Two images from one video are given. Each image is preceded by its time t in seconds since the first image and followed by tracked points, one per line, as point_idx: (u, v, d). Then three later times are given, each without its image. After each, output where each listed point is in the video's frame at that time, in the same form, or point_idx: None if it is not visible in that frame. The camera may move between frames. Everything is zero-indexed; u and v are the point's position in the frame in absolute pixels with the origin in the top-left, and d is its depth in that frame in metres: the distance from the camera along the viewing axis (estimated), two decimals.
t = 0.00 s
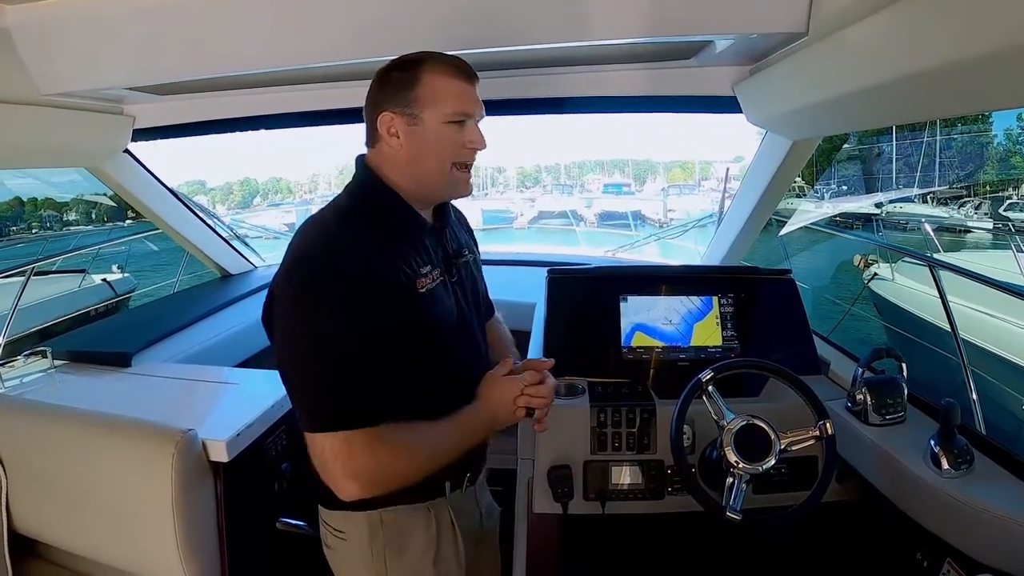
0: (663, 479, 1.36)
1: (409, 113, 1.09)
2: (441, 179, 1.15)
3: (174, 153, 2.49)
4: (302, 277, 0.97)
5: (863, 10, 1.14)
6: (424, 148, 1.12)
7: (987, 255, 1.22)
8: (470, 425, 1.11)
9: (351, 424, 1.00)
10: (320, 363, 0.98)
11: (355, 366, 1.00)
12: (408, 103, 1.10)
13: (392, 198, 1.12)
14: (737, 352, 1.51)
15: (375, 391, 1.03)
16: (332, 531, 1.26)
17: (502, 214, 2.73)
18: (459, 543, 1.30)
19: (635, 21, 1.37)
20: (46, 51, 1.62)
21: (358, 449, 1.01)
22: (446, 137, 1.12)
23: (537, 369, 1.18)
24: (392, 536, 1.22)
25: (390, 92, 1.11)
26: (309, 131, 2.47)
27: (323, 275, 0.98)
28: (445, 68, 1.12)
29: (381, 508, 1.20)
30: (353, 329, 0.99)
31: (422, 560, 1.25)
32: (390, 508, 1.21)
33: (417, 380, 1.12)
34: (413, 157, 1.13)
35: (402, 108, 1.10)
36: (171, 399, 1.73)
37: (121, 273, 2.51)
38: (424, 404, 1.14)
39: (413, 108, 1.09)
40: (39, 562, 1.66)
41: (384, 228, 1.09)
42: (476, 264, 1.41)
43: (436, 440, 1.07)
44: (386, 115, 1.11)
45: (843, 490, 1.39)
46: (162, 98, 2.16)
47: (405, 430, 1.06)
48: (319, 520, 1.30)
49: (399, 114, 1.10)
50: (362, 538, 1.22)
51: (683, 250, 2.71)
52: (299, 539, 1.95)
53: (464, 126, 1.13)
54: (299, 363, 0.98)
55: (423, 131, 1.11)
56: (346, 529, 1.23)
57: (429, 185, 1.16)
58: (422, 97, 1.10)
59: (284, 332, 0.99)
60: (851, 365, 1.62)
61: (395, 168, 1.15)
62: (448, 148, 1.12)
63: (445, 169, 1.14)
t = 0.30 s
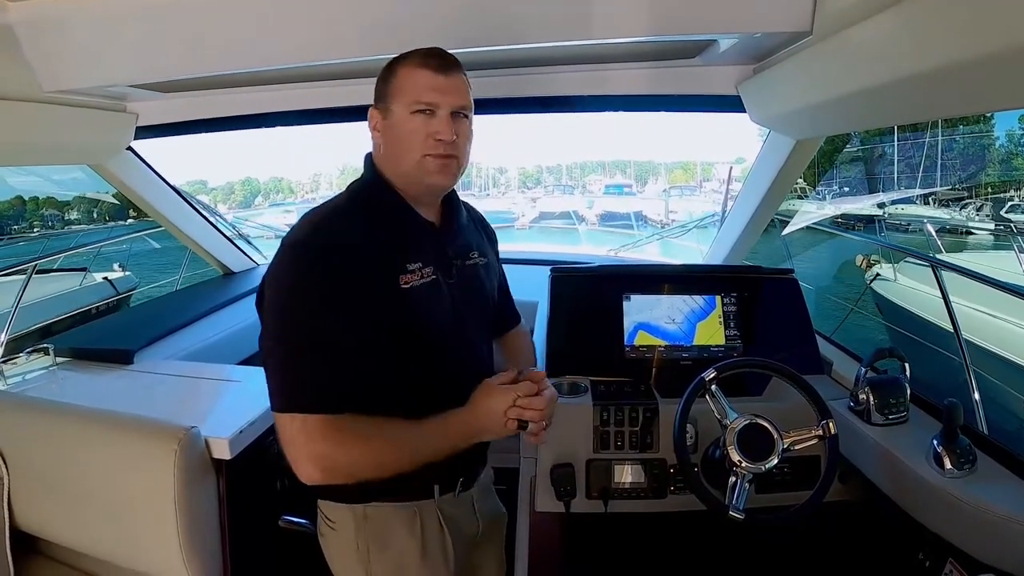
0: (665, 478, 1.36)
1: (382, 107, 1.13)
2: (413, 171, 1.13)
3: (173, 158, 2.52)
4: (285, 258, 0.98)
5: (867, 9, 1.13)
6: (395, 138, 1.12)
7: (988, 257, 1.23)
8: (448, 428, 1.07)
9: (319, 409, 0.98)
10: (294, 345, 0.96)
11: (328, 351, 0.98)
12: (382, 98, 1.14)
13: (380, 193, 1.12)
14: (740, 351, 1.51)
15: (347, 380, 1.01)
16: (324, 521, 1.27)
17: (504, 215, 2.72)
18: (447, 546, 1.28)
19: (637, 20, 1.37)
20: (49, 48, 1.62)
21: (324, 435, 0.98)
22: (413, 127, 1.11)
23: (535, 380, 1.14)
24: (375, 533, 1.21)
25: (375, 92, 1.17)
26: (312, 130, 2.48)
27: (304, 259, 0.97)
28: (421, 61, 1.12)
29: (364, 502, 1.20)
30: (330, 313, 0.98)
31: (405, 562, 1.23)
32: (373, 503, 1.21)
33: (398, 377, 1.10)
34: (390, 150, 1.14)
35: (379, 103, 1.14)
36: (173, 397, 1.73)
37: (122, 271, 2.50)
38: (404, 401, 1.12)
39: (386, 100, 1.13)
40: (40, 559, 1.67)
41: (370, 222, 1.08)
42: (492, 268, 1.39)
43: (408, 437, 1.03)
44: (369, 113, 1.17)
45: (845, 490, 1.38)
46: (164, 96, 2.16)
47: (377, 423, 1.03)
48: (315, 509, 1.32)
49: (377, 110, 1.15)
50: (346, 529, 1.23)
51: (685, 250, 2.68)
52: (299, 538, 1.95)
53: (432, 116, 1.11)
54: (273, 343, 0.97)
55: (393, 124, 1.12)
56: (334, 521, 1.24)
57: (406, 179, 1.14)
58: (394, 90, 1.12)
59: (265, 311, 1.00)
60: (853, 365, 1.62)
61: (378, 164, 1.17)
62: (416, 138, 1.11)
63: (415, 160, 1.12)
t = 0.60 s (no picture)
0: (665, 477, 1.37)
1: (377, 107, 1.14)
2: (407, 172, 1.13)
3: (179, 160, 2.55)
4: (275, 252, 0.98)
5: (868, 9, 1.13)
6: (388, 138, 1.13)
7: (988, 257, 1.23)
8: (429, 435, 1.07)
9: (301, 403, 0.96)
10: (278, 340, 0.95)
11: (312, 345, 0.97)
12: (377, 98, 1.15)
13: (372, 194, 1.12)
14: (740, 351, 1.51)
15: (331, 376, 1.00)
16: (317, 519, 1.27)
17: (504, 215, 2.71)
18: (437, 547, 1.28)
19: (637, 19, 1.37)
20: (50, 47, 1.62)
21: (301, 430, 0.96)
22: (406, 128, 1.11)
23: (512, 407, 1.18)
24: (365, 532, 1.21)
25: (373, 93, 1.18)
26: (312, 130, 2.48)
27: (294, 254, 0.97)
28: (415, 60, 1.12)
29: (354, 500, 1.20)
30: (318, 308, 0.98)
31: (394, 562, 1.23)
32: (364, 501, 1.21)
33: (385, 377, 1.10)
34: (385, 150, 1.15)
35: (374, 104, 1.15)
36: (173, 396, 1.73)
37: (121, 270, 2.50)
38: (389, 402, 1.11)
39: (380, 101, 1.14)
40: (39, 558, 1.67)
41: (360, 222, 1.08)
42: (491, 272, 1.39)
43: (387, 441, 1.02)
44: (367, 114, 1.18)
45: (845, 490, 1.41)
46: (164, 95, 2.16)
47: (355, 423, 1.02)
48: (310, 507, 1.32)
49: (373, 111, 1.16)
50: (338, 527, 1.23)
51: (686, 250, 2.69)
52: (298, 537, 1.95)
53: (425, 116, 1.11)
54: (257, 335, 0.96)
55: (387, 124, 1.13)
56: (325, 519, 1.24)
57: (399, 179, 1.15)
58: (387, 90, 1.13)
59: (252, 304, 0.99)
60: (853, 364, 1.62)
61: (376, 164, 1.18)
62: (408, 139, 1.11)
63: (408, 161, 1.12)
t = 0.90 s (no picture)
0: (669, 477, 1.37)
1: (375, 110, 1.13)
2: (407, 175, 1.12)
3: (185, 161, 2.56)
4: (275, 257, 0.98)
5: (871, 11, 1.14)
6: (387, 141, 1.12)
7: (990, 257, 1.23)
8: (438, 437, 1.06)
9: (307, 409, 0.96)
10: (281, 348, 0.95)
11: (315, 349, 0.97)
12: (375, 100, 1.14)
13: (371, 196, 1.13)
14: (743, 352, 1.51)
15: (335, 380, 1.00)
16: (321, 521, 1.27)
17: (506, 216, 2.67)
18: (441, 547, 1.28)
19: (640, 20, 1.37)
20: (54, 47, 1.62)
21: (309, 437, 0.97)
22: (405, 131, 1.10)
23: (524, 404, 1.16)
24: (371, 533, 1.21)
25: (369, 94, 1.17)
26: (315, 131, 2.49)
27: (294, 257, 0.97)
28: (413, 62, 1.11)
29: (359, 502, 1.20)
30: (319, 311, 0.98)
31: (398, 563, 1.23)
32: (369, 503, 1.21)
33: (387, 377, 1.10)
34: (384, 153, 1.14)
35: (372, 106, 1.14)
36: (176, 396, 1.73)
37: (124, 270, 2.51)
38: (392, 403, 1.12)
39: (378, 103, 1.13)
40: (42, 557, 1.67)
41: (360, 223, 1.08)
42: (490, 272, 1.40)
43: (394, 445, 1.03)
44: (364, 115, 1.17)
45: (848, 491, 1.40)
46: (167, 95, 2.16)
47: (362, 427, 1.02)
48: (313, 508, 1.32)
49: (371, 114, 1.16)
50: (342, 529, 1.23)
51: (689, 251, 2.69)
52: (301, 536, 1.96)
53: (425, 119, 1.10)
54: (260, 340, 0.97)
55: (386, 127, 1.12)
56: (329, 520, 1.25)
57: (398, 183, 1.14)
58: (386, 93, 1.12)
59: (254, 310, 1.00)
60: (856, 364, 1.63)
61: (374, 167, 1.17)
62: (409, 142, 1.10)
63: (408, 164, 1.11)
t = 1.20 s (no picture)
0: (671, 476, 1.37)
1: (404, 111, 1.09)
2: (438, 178, 1.15)
3: (185, 158, 2.53)
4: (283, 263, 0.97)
5: (873, 10, 1.14)
6: (418, 145, 1.11)
7: (993, 255, 1.23)
8: (450, 436, 1.10)
9: (325, 419, 0.97)
10: (295, 358, 0.95)
11: (327, 355, 0.97)
12: (403, 101, 1.09)
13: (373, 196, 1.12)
14: (745, 351, 1.52)
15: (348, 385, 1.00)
16: (330, 524, 1.26)
17: (507, 214, 2.72)
18: (452, 545, 1.29)
19: (642, 19, 1.37)
20: (57, 47, 1.63)
21: (330, 447, 0.98)
22: (441, 136, 1.11)
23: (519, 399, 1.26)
24: (383, 534, 1.21)
25: (385, 91, 1.11)
26: (317, 129, 2.49)
27: (300, 261, 0.96)
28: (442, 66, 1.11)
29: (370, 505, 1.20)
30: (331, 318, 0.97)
31: (411, 562, 1.24)
32: (381, 504, 1.20)
33: (398, 379, 1.11)
34: (411, 155, 1.12)
35: (397, 106, 1.10)
36: (179, 395, 1.74)
37: (126, 269, 2.51)
38: (404, 403, 1.13)
39: (409, 104, 1.09)
40: (45, 556, 1.67)
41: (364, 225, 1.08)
42: (484, 267, 1.41)
43: (408, 447, 1.05)
44: (380, 113, 1.11)
45: (850, 490, 1.40)
46: (170, 95, 2.16)
47: (379, 432, 1.04)
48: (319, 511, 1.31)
49: (394, 112, 1.10)
50: (353, 531, 1.22)
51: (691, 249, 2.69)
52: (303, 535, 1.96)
53: (459, 125, 1.12)
54: (273, 351, 0.96)
55: (419, 130, 1.10)
56: (339, 523, 1.24)
57: (420, 184, 1.16)
58: (417, 95, 1.09)
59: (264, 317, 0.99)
60: (858, 363, 1.63)
61: (393, 166, 1.15)
62: (445, 147, 1.12)
63: (442, 169, 1.14)
